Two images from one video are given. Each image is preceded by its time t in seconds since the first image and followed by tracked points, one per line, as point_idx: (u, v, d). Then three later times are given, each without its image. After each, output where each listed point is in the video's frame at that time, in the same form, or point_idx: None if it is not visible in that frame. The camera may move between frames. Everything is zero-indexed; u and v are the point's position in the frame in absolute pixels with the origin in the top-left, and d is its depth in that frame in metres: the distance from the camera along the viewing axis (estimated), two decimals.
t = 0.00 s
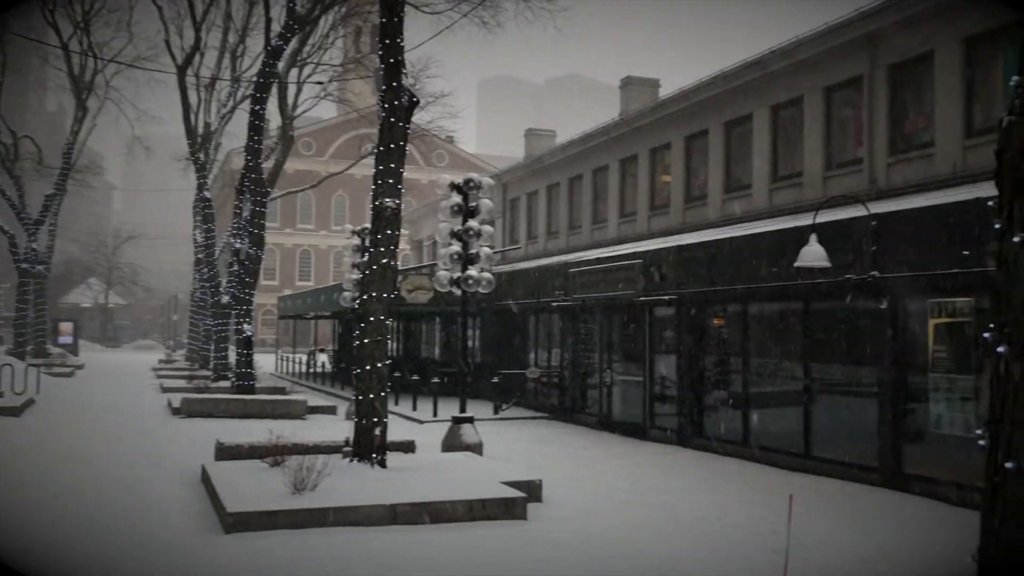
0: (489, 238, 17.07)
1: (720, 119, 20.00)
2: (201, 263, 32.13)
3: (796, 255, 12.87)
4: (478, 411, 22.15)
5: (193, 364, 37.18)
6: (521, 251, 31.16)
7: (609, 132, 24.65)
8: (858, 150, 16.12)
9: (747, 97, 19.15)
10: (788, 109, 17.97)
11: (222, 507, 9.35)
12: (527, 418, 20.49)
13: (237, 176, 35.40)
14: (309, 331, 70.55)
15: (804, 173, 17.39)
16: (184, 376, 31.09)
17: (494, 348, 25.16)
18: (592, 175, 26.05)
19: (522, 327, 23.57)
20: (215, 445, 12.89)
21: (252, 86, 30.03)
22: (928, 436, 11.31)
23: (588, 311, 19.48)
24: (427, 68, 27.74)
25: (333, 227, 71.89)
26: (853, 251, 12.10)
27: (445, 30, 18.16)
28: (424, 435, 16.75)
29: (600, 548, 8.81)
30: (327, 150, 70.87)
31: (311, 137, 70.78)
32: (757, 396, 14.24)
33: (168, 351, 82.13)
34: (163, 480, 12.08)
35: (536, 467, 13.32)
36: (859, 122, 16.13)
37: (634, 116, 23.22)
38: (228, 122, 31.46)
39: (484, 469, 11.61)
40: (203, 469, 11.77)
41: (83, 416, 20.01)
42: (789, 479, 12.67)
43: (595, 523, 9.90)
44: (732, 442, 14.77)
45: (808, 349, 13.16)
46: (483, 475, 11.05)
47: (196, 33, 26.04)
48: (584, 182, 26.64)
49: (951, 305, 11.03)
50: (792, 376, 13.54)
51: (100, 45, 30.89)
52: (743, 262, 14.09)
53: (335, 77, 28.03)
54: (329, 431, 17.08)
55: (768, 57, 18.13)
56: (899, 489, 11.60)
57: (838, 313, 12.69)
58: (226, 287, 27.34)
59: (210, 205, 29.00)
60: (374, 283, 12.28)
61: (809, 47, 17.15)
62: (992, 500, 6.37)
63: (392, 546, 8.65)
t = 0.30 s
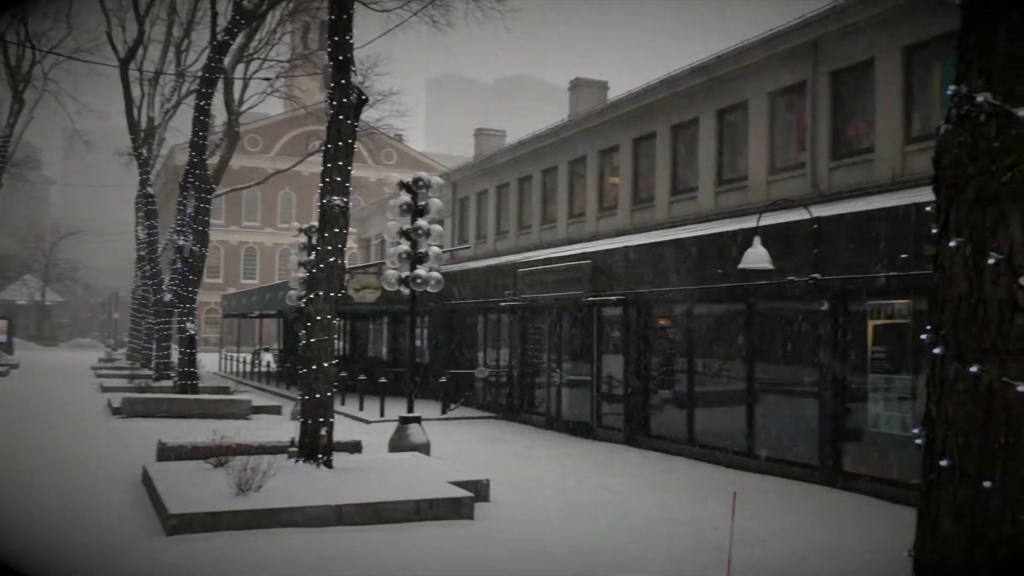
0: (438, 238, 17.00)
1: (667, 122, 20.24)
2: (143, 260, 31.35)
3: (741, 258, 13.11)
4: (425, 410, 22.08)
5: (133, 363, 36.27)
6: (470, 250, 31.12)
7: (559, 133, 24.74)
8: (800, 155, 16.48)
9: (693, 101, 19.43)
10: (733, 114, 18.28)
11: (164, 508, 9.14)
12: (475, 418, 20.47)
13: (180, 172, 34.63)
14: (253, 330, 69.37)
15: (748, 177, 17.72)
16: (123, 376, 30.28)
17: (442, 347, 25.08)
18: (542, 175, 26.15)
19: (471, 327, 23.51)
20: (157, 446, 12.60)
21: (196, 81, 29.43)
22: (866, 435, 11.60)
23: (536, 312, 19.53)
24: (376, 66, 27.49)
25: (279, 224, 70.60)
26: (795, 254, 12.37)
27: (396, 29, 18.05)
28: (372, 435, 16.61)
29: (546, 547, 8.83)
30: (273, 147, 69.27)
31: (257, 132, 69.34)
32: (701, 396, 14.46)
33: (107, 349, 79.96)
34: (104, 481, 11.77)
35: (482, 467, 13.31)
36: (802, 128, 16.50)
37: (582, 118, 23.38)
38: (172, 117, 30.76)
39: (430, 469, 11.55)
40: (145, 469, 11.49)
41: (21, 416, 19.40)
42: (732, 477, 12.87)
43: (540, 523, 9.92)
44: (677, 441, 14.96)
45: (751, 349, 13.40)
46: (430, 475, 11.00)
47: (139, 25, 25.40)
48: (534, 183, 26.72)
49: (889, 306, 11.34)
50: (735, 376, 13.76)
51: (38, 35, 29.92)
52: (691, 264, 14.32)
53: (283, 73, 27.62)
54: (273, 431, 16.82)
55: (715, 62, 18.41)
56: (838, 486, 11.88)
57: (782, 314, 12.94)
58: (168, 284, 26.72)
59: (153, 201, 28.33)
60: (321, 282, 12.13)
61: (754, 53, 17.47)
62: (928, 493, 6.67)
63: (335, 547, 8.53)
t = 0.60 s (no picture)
0: (387, 236, 16.85)
1: (617, 124, 20.39)
2: (83, 257, 30.51)
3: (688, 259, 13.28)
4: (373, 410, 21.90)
5: (71, 363, 35.25)
6: (419, 249, 30.96)
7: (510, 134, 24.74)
8: (747, 158, 16.78)
9: (643, 103, 19.62)
10: (682, 116, 18.51)
11: (105, 511, 8.90)
12: (424, 418, 20.37)
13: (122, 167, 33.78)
14: (198, 328, 68.06)
15: (697, 179, 17.98)
16: (60, 376, 29.40)
17: (390, 347, 24.91)
18: (493, 175, 26.13)
19: (420, 327, 23.37)
20: (99, 447, 12.27)
21: (140, 74, 28.71)
22: (809, 433, 11.83)
23: (486, 311, 19.52)
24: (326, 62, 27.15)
25: (226, 221, 68.89)
26: (741, 255, 12.58)
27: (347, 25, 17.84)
28: (319, 436, 16.41)
29: (497, 547, 8.83)
30: (219, 143, 67.60)
31: (203, 128, 67.56)
32: (649, 395, 14.60)
33: (44, 348, 77.65)
34: (43, 483, 11.43)
35: (430, 467, 13.25)
36: (749, 132, 16.80)
37: (532, 119, 23.42)
38: (114, 111, 29.96)
39: (378, 469, 11.45)
40: (86, 471, 11.18)
41: None
42: (679, 475, 13.03)
43: (488, 522, 9.90)
44: (625, 440, 15.09)
45: (699, 349, 13.57)
46: (378, 476, 10.91)
47: (80, 16, 24.67)
48: (485, 182, 26.67)
49: (832, 308, 11.58)
50: (682, 376, 13.93)
51: None
52: (640, 264, 14.46)
53: (230, 68, 27.11)
54: (219, 431, 16.52)
55: (664, 65, 18.60)
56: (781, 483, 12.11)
57: (729, 314, 13.13)
58: (110, 282, 26.04)
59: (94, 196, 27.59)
60: (267, 280, 11.92)
61: (702, 57, 17.71)
62: (864, 517, 5.26)
63: (282, 548, 8.40)
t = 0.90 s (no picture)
0: (337, 234, 16.67)
1: (568, 124, 20.50)
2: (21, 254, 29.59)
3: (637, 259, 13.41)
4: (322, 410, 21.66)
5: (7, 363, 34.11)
6: (369, 248, 30.70)
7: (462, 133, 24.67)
8: (695, 159, 17.02)
9: (594, 103, 19.77)
10: (632, 117, 18.71)
11: (43, 514, 8.65)
12: (373, 418, 20.20)
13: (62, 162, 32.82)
14: (142, 327, 66.47)
15: (646, 179, 18.16)
16: None
17: (340, 346, 24.66)
18: (444, 173, 26.04)
19: (370, 326, 23.17)
20: (36, 449, 11.91)
21: (82, 67, 27.93)
22: (754, 431, 12.04)
23: (437, 310, 19.45)
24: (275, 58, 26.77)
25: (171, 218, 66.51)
26: (689, 256, 12.75)
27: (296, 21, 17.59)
28: (266, 436, 16.16)
29: (447, 545, 8.82)
30: (164, 138, 65.99)
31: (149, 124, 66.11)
32: (598, 394, 14.73)
33: None
34: None
35: (379, 467, 13.16)
36: (697, 134, 17.05)
37: (483, 118, 23.40)
38: (54, 105, 29.11)
39: (326, 469, 11.33)
40: (23, 474, 10.84)
41: None
42: (628, 473, 13.15)
43: (437, 522, 9.85)
44: (574, 438, 15.19)
45: (648, 349, 13.71)
46: (326, 476, 10.80)
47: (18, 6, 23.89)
48: (436, 180, 26.56)
49: (777, 307, 11.79)
50: (632, 375, 14.07)
51: None
52: (590, 264, 14.57)
53: (175, 63, 26.53)
54: (162, 432, 16.16)
55: (614, 66, 18.76)
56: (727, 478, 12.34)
57: (677, 314, 13.30)
58: (50, 280, 25.30)
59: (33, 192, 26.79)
60: (213, 278, 11.70)
61: (652, 59, 17.91)
62: (804, 510, 5.30)
63: (228, 549, 8.26)
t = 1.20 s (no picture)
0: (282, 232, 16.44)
1: (516, 122, 20.55)
2: None
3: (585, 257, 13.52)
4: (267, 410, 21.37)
5: None
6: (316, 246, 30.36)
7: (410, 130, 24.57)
8: (641, 159, 17.20)
9: (542, 103, 19.85)
10: (580, 117, 18.82)
11: None
12: (320, 418, 20.00)
13: None
14: (81, 327, 64.65)
15: (594, 179, 18.30)
16: None
17: (285, 346, 24.35)
18: (392, 171, 25.90)
19: (317, 325, 22.92)
20: None
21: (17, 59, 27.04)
22: (699, 427, 12.22)
23: (384, 309, 19.34)
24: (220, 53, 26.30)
25: (110, 214, 65.15)
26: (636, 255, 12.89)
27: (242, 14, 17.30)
28: (210, 437, 15.88)
29: (392, 544, 8.80)
30: (105, 134, 64.25)
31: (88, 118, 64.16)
32: (546, 392, 14.80)
33: None
34: None
35: (324, 467, 13.05)
36: (644, 134, 17.23)
37: (432, 116, 23.33)
38: None
39: (270, 470, 11.20)
40: None
41: None
42: (575, 471, 13.24)
43: (382, 522, 9.78)
44: (523, 437, 15.22)
45: (595, 347, 13.83)
46: (269, 476, 10.67)
47: None
48: (383, 178, 26.39)
49: (720, 306, 11.97)
50: (579, 373, 14.17)
51: None
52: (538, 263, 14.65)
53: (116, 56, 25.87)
54: (101, 433, 15.77)
55: (562, 65, 18.85)
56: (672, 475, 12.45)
57: (623, 313, 13.43)
58: None
59: None
60: (153, 277, 11.46)
61: (599, 59, 18.06)
62: (739, 507, 5.20)
63: (169, 552, 8.11)
